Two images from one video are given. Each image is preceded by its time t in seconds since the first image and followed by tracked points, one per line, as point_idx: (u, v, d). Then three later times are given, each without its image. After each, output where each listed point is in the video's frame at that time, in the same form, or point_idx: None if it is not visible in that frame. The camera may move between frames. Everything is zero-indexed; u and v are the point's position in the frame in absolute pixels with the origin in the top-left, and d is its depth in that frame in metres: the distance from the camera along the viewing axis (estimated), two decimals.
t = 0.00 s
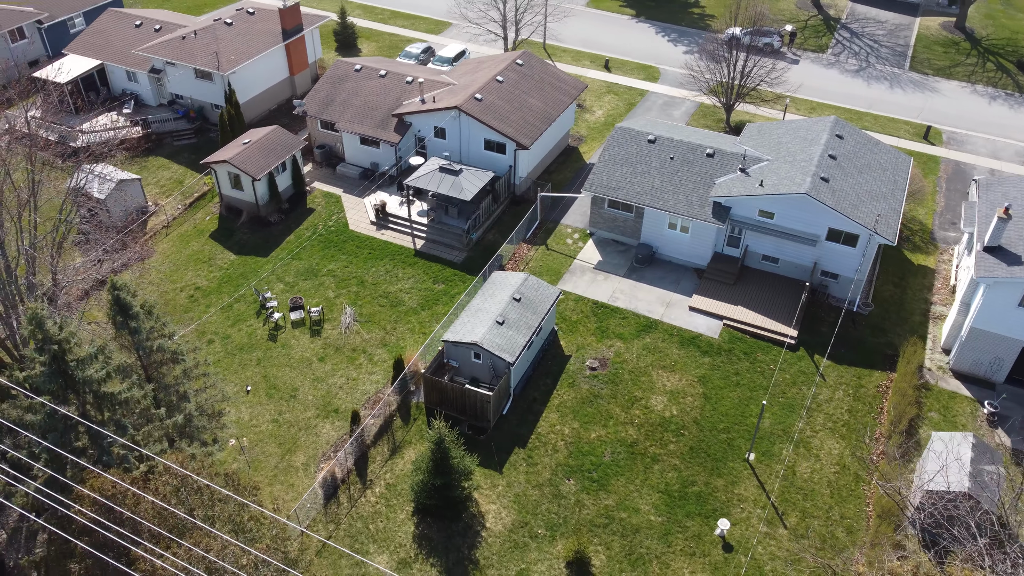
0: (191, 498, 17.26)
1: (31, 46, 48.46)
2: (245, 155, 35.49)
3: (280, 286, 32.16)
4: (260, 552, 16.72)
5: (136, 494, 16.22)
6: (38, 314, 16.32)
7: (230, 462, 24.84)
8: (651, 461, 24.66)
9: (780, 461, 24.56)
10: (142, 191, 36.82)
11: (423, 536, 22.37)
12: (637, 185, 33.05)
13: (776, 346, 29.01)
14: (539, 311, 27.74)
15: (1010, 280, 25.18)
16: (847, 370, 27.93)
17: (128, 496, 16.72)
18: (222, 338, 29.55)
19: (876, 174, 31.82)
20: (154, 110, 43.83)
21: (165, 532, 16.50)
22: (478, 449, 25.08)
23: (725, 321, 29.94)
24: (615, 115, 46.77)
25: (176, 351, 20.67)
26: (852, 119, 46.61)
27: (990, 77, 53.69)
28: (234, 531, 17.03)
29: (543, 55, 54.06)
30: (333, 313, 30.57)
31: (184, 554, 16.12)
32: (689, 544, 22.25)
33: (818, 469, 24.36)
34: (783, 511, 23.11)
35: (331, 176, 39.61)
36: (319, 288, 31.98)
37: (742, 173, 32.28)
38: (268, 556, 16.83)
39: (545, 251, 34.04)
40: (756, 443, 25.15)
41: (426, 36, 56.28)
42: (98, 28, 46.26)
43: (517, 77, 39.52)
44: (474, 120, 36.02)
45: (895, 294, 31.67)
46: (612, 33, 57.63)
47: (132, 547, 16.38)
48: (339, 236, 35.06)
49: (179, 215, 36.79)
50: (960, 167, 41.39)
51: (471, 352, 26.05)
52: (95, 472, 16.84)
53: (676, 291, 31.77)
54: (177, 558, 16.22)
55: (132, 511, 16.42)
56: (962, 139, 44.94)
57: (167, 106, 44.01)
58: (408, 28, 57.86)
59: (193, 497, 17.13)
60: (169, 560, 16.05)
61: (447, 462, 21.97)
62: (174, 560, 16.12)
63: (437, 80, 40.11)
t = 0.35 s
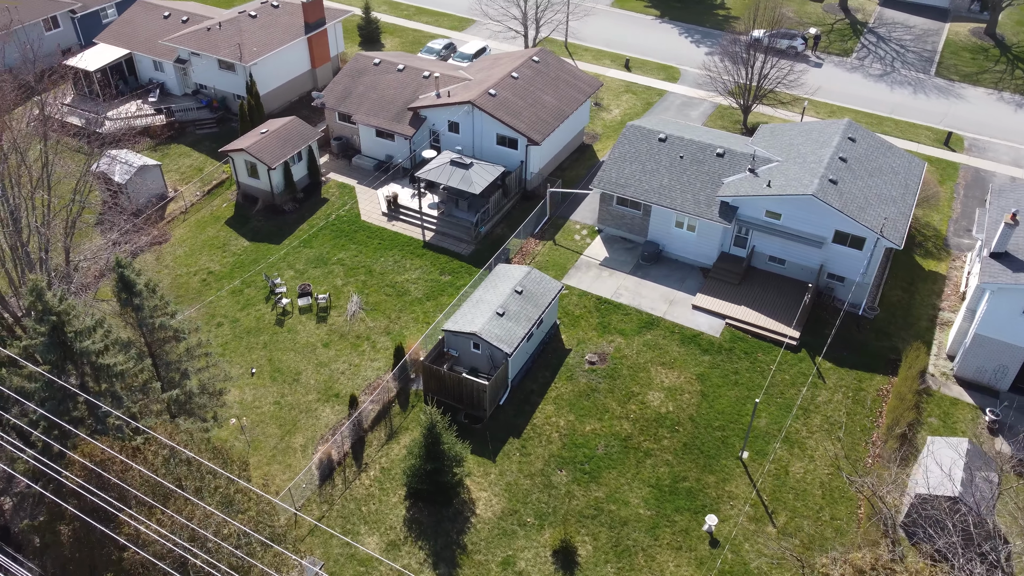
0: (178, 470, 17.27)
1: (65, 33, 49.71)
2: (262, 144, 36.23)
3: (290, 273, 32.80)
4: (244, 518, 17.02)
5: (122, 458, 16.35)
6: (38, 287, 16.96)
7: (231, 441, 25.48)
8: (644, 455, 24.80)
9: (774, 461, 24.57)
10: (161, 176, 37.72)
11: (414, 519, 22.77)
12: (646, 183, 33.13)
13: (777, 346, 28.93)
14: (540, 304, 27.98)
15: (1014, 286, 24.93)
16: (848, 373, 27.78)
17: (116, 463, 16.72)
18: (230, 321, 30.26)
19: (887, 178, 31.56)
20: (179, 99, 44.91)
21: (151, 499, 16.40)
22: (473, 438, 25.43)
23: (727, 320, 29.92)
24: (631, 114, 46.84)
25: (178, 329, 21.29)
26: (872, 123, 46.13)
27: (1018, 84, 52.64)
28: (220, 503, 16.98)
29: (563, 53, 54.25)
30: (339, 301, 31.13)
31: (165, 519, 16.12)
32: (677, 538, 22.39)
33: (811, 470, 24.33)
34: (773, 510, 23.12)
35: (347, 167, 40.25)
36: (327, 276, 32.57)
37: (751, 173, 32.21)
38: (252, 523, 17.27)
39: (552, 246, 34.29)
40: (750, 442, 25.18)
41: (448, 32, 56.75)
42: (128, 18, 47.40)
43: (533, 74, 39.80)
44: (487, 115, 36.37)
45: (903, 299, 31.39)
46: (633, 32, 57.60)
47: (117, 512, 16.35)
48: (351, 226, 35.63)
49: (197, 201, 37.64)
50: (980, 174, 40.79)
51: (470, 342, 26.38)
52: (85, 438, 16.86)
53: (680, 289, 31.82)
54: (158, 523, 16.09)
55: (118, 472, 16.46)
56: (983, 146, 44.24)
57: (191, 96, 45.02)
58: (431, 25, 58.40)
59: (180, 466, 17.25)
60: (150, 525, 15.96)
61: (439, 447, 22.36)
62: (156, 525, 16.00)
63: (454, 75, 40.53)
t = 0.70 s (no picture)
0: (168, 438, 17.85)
1: (99, 23, 51.23)
2: (280, 133, 37.02)
3: (301, 260, 33.51)
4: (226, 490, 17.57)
5: (110, 426, 16.81)
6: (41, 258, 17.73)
7: (234, 420, 26.22)
8: (636, 450, 24.96)
9: (767, 460, 24.56)
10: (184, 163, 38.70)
11: (404, 502, 23.24)
12: (655, 182, 33.22)
13: (778, 347, 28.86)
14: (541, 297, 28.26)
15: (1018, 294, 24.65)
16: (849, 376, 27.62)
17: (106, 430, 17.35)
18: (241, 305, 31.05)
19: (899, 182, 31.28)
20: (205, 89, 45.98)
21: (138, 464, 16.93)
22: (468, 426, 25.81)
23: (730, 320, 29.90)
24: (649, 114, 46.84)
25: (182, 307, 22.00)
26: (894, 129, 45.54)
27: None
28: (208, 473, 17.64)
29: (586, 52, 54.36)
30: (347, 288, 31.73)
31: (150, 486, 16.51)
32: (662, 532, 22.56)
33: (804, 470, 24.27)
34: (762, 509, 23.14)
35: (365, 159, 40.94)
36: (337, 264, 33.21)
37: (760, 174, 32.12)
38: (234, 496, 17.71)
39: (560, 242, 34.55)
40: (744, 440, 25.19)
41: (473, 29, 57.22)
42: (160, 9, 48.60)
43: (549, 71, 40.09)
44: (501, 111, 36.74)
45: (911, 306, 31.07)
46: (658, 33, 57.52)
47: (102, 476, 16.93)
48: (364, 216, 36.25)
49: (216, 189, 38.57)
50: (1000, 183, 40.09)
51: (470, 332, 26.77)
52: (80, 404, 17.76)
53: (685, 288, 31.87)
54: (143, 489, 16.48)
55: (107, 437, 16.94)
56: (1008, 154, 43.39)
57: (217, 86, 46.04)
58: (456, 22, 58.93)
59: (169, 436, 17.79)
60: (135, 489, 16.50)
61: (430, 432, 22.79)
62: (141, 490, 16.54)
63: (472, 70, 40.96)
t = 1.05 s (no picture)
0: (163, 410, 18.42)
1: (130, 14, 52.23)
2: (298, 124, 37.71)
3: (312, 249, 34.14)
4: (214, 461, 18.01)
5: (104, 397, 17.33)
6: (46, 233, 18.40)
7: (237, 401, 26.89)
8: (630, 444, 25.13)
9: (760, 460, 24.61)
10: (204, 151, 39.59)
11: (398, 486, 23.68)
12: (664, 180, 33.28)
13: (780, 349, 28.79)
14: (544, 291, 28.55)
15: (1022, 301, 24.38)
16: (849, 379, 27.47)
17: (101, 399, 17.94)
18: (251, 291, 31.74)
19: (910, 187, 31.05)
20: (229, 80, 46.94)
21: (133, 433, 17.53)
22: (465, 415, 26.19)
23: (733, 320, 29.89)
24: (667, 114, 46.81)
25: (186, 287, 22.63)
26: (915, 134, 44.97)
27: None
28: (200, 446, 18.19)
29: (606, 51, 54.39)
30: (355, 277, 32.28)
31: (141, 456, 16.90)
32: (650, 526, 22.72)
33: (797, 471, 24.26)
34: (752, 507, 23.22)
35: (381, 152, 41.53)
36: (347, 254, 33.79)
37: (770, 175, 32.04)
38: (222, 470, 18.13)
39: (568, 238, 34.77)
40: (738, 439, 25.25)
41: (496, 27, 57.60)
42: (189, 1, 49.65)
43: (566, 69, 40.35)
44: (515, 107, 37.07)
45: (918, 311, 30.78)
46: (680, 34, 57.39)
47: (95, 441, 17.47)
48: (376, 208, 36.79)
49: (234, 177, 39.38)
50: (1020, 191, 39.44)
51: (471, 323, 27.13)
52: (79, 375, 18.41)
53: (689, 287, 31.90)
54: (133, 459, 16.95)
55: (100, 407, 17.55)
56: None
57: (241, 77, 46.99)
58: (479, 19, 59.36)
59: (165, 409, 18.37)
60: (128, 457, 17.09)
61: (424, 418, 23.18)
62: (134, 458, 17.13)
63: (489, 66, 41.35)
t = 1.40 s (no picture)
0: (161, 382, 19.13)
1: (164, 6, 53.37)
2: (317, 116, 38.46)
3: (325, 237, 34.84)
4: (206, 433, 18.58)
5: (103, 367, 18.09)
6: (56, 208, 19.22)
7: (243, 382, 27.66)
8: (624, 439, 25.31)
9: (753, 459, 24.64)
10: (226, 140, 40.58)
11: (392, 470, 24.19)
12: (675, 179, 33.34)
13: (782, 350, 28.73)
14: (547, 284, 28.82)
15: None
16: (850, 383, 27.34)
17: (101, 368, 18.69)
18: (264, 276, 32.54)
19: (922, 193, 30.75)
20: (256, 71, 47.95)
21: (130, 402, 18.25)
22: (463, 403, 26.61)
23: (736, 320, 29.88)
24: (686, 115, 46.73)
25: (193, 268, 23.35)
26: (940, 141, 44.31)
27: None
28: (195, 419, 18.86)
29: (630, 51, 54.46)
30: (365, 266, 32.90)
31: (135, 425, 17.61)
32: (638, 519, 22.91)
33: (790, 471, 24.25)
34: (741, 505, 23.28)
35: (399, 145, 42.14)
36: (358, 243, 34.43)
37: (781, 177, 31.93)
38: (213, 443, 18.70)
39: (578, 234, 35.00)
40: (733, 438, 25.28)
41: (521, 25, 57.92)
42: None
43: (584, 67, 40.56)
44: (531, 103, 37.40)
45: (927, 318, 30.45)
46: (705, 36, 57.18)
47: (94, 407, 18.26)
48: (390, 199, 37.39)
49: (254, 166, 40.28)
50: None
51: (473, 314, 27.53)
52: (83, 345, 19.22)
53: (695, 286, 31.94)
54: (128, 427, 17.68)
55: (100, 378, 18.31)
56: None
57: (268, 69, 47.98)
58: (506, 17, 59.75)
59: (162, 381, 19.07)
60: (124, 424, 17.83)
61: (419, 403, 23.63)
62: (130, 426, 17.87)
63: (508, 63, 41.73)
